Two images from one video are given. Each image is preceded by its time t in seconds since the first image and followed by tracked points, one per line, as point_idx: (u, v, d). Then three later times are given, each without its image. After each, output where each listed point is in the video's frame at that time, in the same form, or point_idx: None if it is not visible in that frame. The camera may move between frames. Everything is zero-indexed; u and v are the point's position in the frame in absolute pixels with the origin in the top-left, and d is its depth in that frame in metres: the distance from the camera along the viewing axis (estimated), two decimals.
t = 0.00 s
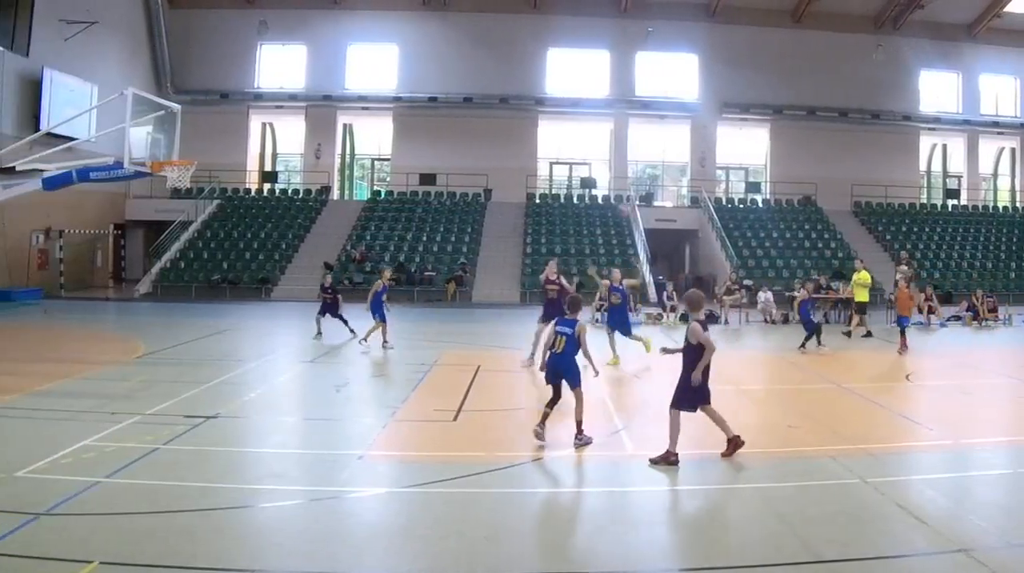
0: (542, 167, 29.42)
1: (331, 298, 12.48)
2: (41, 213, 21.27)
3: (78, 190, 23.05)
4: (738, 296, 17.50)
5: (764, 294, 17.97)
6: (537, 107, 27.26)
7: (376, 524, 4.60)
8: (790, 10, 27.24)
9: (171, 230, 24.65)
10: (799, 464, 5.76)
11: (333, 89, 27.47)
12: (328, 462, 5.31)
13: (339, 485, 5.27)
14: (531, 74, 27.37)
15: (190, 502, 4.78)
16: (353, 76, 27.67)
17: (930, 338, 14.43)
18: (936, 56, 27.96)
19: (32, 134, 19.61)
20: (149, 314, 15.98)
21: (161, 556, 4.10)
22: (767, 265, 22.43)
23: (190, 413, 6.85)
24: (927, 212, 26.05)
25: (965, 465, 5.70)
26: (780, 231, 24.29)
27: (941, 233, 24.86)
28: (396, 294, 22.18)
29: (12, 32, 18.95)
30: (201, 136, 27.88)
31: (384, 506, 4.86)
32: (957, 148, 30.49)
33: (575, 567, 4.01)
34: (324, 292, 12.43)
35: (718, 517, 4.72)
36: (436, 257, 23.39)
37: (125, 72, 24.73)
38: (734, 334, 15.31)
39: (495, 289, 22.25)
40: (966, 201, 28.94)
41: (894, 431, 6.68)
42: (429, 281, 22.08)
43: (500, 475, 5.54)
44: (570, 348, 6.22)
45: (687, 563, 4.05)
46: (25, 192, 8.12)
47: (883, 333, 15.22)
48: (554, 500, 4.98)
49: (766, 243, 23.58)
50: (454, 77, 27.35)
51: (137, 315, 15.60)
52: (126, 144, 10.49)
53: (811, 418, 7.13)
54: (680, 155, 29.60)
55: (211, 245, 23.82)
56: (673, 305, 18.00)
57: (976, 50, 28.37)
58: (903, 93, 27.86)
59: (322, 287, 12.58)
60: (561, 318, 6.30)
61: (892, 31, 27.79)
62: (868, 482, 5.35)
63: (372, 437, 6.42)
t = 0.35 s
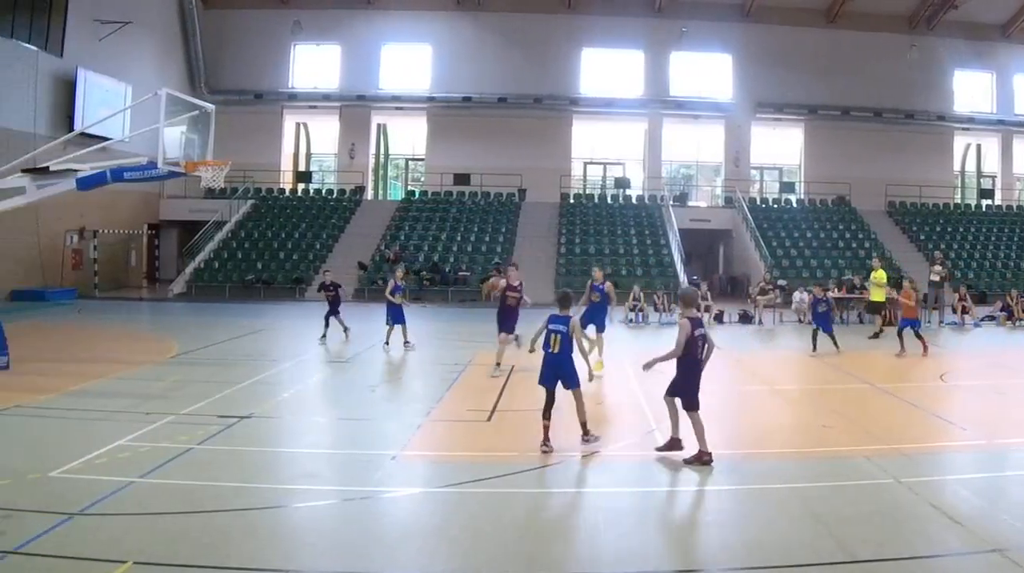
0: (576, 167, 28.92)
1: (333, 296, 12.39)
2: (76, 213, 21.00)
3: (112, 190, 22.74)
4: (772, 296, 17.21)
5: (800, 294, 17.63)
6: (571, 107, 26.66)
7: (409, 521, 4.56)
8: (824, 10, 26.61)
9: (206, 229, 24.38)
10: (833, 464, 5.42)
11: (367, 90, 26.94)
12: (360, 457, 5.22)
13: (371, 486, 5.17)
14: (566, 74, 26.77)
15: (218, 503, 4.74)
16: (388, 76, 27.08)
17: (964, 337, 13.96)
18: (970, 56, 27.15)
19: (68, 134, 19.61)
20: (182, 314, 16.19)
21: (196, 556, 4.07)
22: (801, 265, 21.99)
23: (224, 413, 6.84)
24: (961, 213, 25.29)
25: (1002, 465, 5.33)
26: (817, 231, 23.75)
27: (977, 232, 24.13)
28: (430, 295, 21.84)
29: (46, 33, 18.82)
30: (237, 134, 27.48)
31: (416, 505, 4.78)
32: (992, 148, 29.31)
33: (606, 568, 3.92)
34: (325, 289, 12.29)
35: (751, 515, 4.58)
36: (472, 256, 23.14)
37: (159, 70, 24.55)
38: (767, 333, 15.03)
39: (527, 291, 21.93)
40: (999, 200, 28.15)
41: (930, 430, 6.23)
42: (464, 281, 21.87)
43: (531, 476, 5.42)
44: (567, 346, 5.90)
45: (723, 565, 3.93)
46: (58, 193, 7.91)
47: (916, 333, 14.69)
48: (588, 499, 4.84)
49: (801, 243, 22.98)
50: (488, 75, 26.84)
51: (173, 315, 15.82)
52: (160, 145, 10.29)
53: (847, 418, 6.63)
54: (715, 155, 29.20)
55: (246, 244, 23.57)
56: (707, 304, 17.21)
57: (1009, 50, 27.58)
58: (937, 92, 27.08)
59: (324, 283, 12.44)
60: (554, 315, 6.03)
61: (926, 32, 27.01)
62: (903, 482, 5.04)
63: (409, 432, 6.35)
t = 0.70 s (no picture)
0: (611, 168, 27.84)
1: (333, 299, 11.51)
2: (111, 212, 20.70)
3: (147, 189, 22.36)
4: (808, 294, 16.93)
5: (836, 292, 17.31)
6: (605, 107, 25.94)
7: (442, 520, 4.55)
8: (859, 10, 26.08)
9: (240, 230, 23.87)
10: (866, 463, 5.37)
11: (401, 90, 26.25)
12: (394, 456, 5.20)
13: (406, 486, 5.13)
14: (602, 74, 26.07)
15: (250, 503, 4.74)
16: (424, 77, 26.45)
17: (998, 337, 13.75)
18: (1007, 56, 26.53)
19: (100, 134, 19.22)
20: (215, 314, 16.22)
21: (231, 556, 4.06)
22: (834, 265, 21.71)
23: (259, 413, 6.80)
24: (995, 213, 25.05)
25: None
26: (851, 232, 23.45)
27: (1012, 234, 23.72)
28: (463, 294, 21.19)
29: (81, 32, 18.51)
30: (270, 135, 27.02)
31: (446, 505, 4.75)
32: None
33: (638, 567, 3.91)
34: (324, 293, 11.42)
35: (786, 516, 4.53)
36: (507, 255, 22.38)
37: (195, 72, 24.13)
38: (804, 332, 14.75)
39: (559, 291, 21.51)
40: None
41: (964, 430, 6.14)
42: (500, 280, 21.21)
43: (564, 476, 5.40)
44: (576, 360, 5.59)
45: (757, 564, 3.91)
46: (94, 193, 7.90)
47: (952, 334, 14.47)
48: (623, 499, 4.80)
49: (835, 242, 22.93)
50: (521, 76, 26.17)
51: (199, 315, 15.82)
52: (194, 144, 10.33)
53: (882, 418, 6.52)
54: (750, 155, 28.00)
55: (280, 245, 22.94)
56: (743, 306, 16.77)
57: None
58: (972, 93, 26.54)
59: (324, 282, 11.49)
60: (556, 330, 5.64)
61: (961, 31, 26.41)
62: (938, 483, 4.95)
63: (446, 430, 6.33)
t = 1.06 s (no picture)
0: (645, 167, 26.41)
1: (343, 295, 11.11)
2: (146, 212, 19.99)
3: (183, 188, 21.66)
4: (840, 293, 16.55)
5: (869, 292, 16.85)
6: (639, 107, 24.70)
7: (474, 520, 4.56)
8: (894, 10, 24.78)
9: (275, 229, 22.88)
10: (902, 464, 5.36)
11: (437, 90, 25.12)
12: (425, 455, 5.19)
13: (437, 486, 5.13)
14: (635, 73, 24.90)
15: (281, 502, 4.74)
16: (459, 76, 25.33)
17: None
18: None
19: (135, 134, 18.72)
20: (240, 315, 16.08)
21: (266, 556, 4.06)
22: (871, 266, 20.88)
23: (294, 413, 6.80)
24: None
25: None
26: (881, 229, 22.42)
27: None
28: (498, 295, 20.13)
29: (115, 32, 17.93)
30: (306, 135, 25.83)
31: (482, 504, 4.76)
32: None
33: (674, 567, 3.90)
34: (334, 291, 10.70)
35: (820, 516, 4.52)
36: (541, 254, 21.46)
37: (230, 71, 23.20)
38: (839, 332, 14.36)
39: (597, 289, 20.38)
40: None
41: (999, 431, 6.12)
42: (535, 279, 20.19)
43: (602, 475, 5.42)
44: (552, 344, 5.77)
45: (791, 563, 3.92)
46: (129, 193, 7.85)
47: (986, 333, 14.34)
48: (655, 499, 4.79)
49: (868, 241, 21.84)
50: (548, 77, 25.02)
51: (218, 316, 15.71)
52: (229, 143, 10.07)
53: (918, 420, 6.48)
54: (785, 154, 26.60)
55: (315, 245, 22.07)
56: (777, 306, 16.00)
57: None
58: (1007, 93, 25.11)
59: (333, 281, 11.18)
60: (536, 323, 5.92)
61: (995, 31, 25.07)
62: (973, 484, 4.94)
63: (484, 430, 6.30)
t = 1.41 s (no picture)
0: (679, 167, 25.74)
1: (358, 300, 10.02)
2: (181, 212, 19.62)
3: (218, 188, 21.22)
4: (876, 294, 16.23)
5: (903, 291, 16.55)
6: (674, 107, 24.24)
7: (507, 519, 4.56)
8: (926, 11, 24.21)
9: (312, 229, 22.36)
10: (936, 464, 5.35)
11: (470, 89, 24.65)
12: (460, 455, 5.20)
13: (472, 486, 5.13)
14: (668, 73, 24.34)
15: (315, 502, 4.74)
16: (494, 76, 24.78)
17: None
18: None
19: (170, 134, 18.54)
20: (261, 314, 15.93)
21: (301, 555, 4.05)
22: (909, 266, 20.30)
23: (327, 413, 6.79)
24: None
25: None
26: (920, 231, 21.73)
27: None
28: (532, 296, 19.87)
29: (148, 34, 17.67)
30: (346, 134, 25.25)
31: (515, 504, 4.76)
32: None
33: (707, 568, 3.88)
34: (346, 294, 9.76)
35: (853, 516, 4.51)
36: (575, 253, 21.02)
37: (263, 70, 22.82)
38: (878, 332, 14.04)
39: (629, 288, 20.00)
40: None
41: None
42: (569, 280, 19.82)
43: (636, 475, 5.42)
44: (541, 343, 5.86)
45: (825, 563, 3.91)
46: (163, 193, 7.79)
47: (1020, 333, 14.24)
48: (689, 498, 4.80)
49: (901, 241, 21.21)
50: (577, 76, 24.46)
51: (234, 316, 15.61)
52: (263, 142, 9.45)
53: (953, 421, 6.43)
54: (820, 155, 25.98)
55: (349, 246, 21.60)
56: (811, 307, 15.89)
57: None
58: None
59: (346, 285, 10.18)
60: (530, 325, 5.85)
61: None
62: (1009, 485, 4.91)
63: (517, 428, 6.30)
